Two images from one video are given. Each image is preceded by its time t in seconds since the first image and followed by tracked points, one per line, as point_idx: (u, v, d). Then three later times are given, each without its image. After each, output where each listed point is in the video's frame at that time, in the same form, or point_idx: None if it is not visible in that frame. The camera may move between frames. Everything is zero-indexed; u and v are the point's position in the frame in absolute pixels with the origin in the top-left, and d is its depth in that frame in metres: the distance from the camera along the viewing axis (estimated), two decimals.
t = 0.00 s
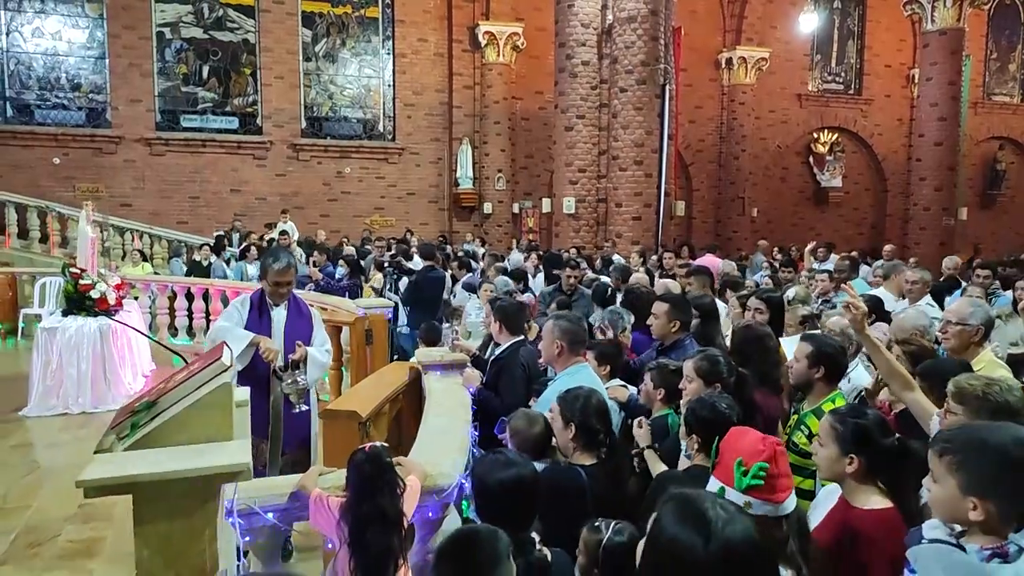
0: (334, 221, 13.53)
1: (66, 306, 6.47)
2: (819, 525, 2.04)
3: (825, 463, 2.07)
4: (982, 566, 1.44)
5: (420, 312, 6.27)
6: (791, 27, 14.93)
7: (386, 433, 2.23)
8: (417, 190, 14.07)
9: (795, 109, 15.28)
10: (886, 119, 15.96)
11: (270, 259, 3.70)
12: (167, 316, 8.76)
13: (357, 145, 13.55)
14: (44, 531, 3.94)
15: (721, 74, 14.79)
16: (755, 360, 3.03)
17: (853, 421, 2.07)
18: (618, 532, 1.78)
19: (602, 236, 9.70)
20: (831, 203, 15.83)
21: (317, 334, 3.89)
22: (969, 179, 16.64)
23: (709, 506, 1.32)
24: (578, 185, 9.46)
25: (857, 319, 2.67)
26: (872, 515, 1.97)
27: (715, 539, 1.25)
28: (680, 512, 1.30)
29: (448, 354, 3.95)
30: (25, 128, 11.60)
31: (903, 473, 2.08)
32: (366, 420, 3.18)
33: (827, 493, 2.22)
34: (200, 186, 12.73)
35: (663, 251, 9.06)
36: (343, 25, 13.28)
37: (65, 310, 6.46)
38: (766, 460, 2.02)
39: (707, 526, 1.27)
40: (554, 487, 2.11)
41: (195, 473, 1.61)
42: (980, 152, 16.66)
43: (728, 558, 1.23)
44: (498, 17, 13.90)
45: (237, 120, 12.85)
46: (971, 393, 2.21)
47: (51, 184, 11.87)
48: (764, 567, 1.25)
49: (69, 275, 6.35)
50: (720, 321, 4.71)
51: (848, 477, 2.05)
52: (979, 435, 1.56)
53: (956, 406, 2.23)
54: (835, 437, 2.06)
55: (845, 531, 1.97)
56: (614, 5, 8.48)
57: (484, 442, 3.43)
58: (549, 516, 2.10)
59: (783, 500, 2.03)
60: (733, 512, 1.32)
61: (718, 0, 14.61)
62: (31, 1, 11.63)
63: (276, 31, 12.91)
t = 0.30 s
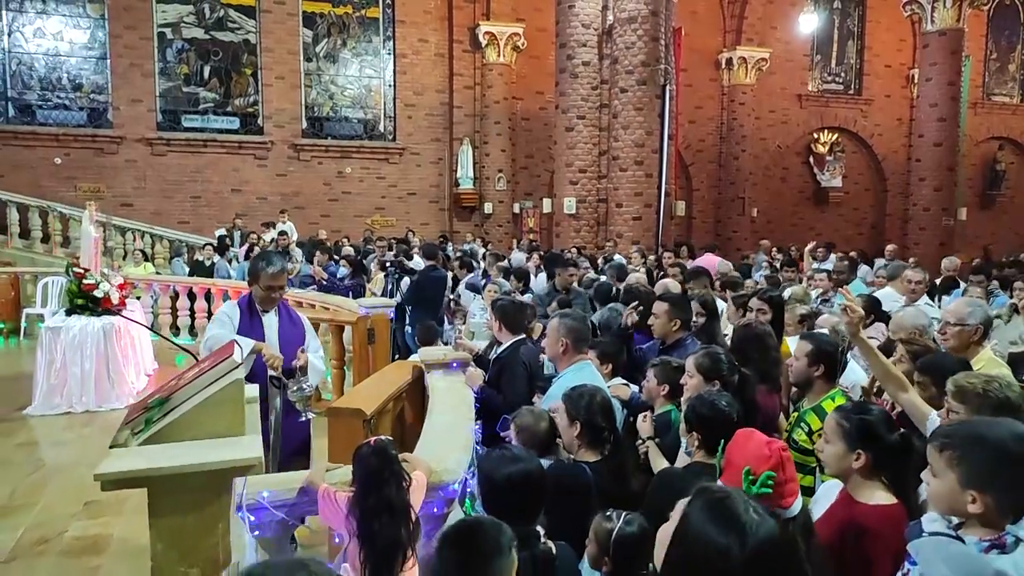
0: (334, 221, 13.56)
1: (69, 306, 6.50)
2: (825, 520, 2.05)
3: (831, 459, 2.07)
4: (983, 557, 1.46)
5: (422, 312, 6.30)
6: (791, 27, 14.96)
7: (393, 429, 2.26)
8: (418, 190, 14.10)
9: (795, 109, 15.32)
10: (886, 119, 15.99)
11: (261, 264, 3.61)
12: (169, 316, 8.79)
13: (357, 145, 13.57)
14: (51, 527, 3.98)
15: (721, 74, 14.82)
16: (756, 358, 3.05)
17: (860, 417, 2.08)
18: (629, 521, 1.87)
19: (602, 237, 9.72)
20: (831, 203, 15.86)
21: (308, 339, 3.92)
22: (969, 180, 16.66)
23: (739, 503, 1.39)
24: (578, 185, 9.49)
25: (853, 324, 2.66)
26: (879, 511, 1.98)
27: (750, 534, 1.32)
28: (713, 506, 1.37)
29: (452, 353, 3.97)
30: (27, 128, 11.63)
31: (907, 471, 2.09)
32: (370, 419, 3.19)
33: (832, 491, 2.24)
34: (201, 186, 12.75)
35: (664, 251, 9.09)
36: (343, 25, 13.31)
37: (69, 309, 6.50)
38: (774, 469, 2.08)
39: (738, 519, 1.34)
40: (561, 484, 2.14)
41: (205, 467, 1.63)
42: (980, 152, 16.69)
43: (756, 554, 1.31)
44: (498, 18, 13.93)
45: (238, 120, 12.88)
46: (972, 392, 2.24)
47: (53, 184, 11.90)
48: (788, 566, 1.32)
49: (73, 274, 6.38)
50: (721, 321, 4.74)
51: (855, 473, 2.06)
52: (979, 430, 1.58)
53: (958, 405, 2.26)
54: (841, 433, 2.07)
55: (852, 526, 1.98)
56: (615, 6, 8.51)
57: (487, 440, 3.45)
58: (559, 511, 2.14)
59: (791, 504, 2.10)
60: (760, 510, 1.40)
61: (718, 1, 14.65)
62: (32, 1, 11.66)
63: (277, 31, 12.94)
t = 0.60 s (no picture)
0: (337, 222, 13.66)
1: (77, 306, 6.61)
2: (820, 505, 2.09)
3: (824, 448, 2.11)
4: (964, 529, 1.55)
5: (425, 312, 6.39)
6: (789, 30, 15.07)
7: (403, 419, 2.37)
8: (419, 191, 14.20)
9: (794, 112, 15.42)
10: (884, 121, 16.10)
11: (267, 262, 3.57)
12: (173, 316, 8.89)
13: (359, 147, 13.68)
14: (64, 521, 4.07)
15: (721, 77, 14.93)
16: (750, 353, 3.16)
17: (853, 407, 2.12)
18: (632, 504, 2.03)
19: (602, 238, 9.82)
20: (830, 205, 15.97)
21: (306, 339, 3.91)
22: (967, 181, 16.78)
23: (732, 462, 1.46)
24: (579, 186, 9.60)
25: (842, 322, 2.75)
26: (870, 496, 2.01)
27: (743, 486, 1.40)
28: (709, 470, 1.45)
29: (456, 349, 4.07)
30: (31, 131, 11.74)
31: (899, 463, 2.10)
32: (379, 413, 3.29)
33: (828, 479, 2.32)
34: (204, 188, 12.86)
35: (664, 251, 9.19)
36: (345, 29, 13.42)
37: (77, 309, 6.60)
38: (772, 451, 2.34)
39: (733, 478, 1.42)
40: (565, 471, 2.25)
41: (232, 451, 1.73)
42: (977, 154, 16.80)
43: (751, 505, 1.38)
44: (499, 21, 14.04)
45: (241, 122, 12.98)
46: (960, 385, 2.33)
47: (57, 186, 12.00)
48: (781, 513, 1.40)
49: (81, 274, 6.54)
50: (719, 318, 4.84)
51: (846, 461, 2.10)
52: (964, 413, 1.67)
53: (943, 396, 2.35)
54: (836, 424, 2.10)
55: (846, 510, 2.01)
56: (615, 9, 8.62)
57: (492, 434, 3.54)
58: (564, 499, 2.24)
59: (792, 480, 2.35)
60: (752, 464, 1.47)
61: (717, 4, 14.76)
62: (37, 5, 11.78)
63: (280, 34, 13.05)
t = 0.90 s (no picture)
0: (338, 222, 13.79)
1: (85, 304, 6.72)
2: (802, 493, 2.19)
3: (808, 439, 2.20)
4: (929, 506, 1.69)
5: (427, 311, 6.50)
6: (788, 31, 15.18)
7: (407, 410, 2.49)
8: (420, 191, 14.32)
9: (792, 112, 15.53)
10: (882, 122, 16.20)
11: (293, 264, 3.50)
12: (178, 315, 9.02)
13: (361, 147, 13.80)
14: (77, 512, 4.19)
15: (720, 77, 15.05)
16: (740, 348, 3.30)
17: (832, 398, 2.20)
18: (620, 489, 2.20)
19: (602, 238, 9.95)
20: (828, 204, 16.08)
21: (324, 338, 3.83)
22: (965, 181, 16.87)
23: (719, 437, 1.59)
24: (579, 187, 9.72)
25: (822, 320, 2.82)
26: (846, 481, 2.11)
27: (727, 458, 1.53)
28: (695, 444, 1.57)
29: (458, 346, 4.19)
30: (36, 132, 11.88)
31: (876, 449, 2.22)
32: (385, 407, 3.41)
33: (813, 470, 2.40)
34: (207, 189, 12.97)
35: (663, 251, 9.30)
36: (347, 30, 13.54)
37: (85, 308, 6.72)
38: (755, 430, 2.46)
39: (719, 449, 1.54)
40: (562, 459, 2.37)
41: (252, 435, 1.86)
42: (975, 153, 16.89)
43: (736, 475, 1.51)
44: (500, 22, 14.15)
45: (243, 123, 13.10)
46: (937, 374, 2.45)
47: (62, 186, 12.14)
48: (765, 484, 1.53)
49: (89, 274, 6.65)
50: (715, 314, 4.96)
51: (829, 449, 2.18)
52: (928, 398, 1.81)
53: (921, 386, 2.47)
54: (817, 413, 2.18)
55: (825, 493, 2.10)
56: (614, 12, 8.73)
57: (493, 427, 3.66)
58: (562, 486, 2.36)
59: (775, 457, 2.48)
60: (739, 439, 1.59)
61: (716, 5, 14.88)
62: (42, 7, 11.91)
63: (282, 36, 13.17)
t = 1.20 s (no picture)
0: (340, 221, 13.90)
1: (92, 302, 6.84)
2: (785, 484, 2.27)
3: (795, 432, 2.26)
4: (902, 493, 1.82)
5: (428, 309, 6.62)
6: (787, 31, 15.28)
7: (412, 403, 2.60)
8: (422, 190, 14.43)
9: (791, 111, 15.63)
10: (881, 121, 16.30)
11: (320, 262, 3.47)
12: (183, 314, 9.13)
13: (362, 147, 13.91)
14: (89, 504, 4.31)
15: (719, 77, 15.14)
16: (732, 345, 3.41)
17: (818, 391, 2.26)
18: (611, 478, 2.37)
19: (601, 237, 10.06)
20: (827, 203, 16.18)
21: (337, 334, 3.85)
22: (964, 180, 16.96)
23: (702, 423, 1.61)
24: (578, 186, 9.82)
25: (812, 320, 2.89)
26: (827, 471, 2.18)
27: (707, 441, 1.54)
28: (681, 427, 1.60)
29: (461, 342, 4.31)
30: (41, 132, 11.99)
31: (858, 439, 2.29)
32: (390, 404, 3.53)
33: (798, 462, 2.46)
34: (210, 188, 13.08)
35: (661, 250, 9.41)
36: (349, 31, 13.65)
37: (92, 306, 6.83)
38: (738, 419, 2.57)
39: (697, 431, 1.57)
40: (557, 449, 2.48)
41: (267, 422, 2.01)
42: (974, 152, 16.97)
43: (717, 458, 1.53)
44: (501, 23, 14.25)
45: (246, 123, 13.22)
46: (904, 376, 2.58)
47: (67, 186, 12.26)
48: (747, 469, 1.53)
49: (96, 273, 6.76)
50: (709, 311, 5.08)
51: (815, 441, 2.24)
52: (898, 391, 1.92)
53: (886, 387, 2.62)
54: (803, 407, 2.24)
55: (808, 483, 2.18)
56: (613, 13, 8.82)
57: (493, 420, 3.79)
58: (559, 475, 2.48)
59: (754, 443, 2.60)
60: (722, 424, 1.61)
61: (716, 6, 14.98)
62: (46, 8, 12.03)
63: (285, 36, 13.28)
